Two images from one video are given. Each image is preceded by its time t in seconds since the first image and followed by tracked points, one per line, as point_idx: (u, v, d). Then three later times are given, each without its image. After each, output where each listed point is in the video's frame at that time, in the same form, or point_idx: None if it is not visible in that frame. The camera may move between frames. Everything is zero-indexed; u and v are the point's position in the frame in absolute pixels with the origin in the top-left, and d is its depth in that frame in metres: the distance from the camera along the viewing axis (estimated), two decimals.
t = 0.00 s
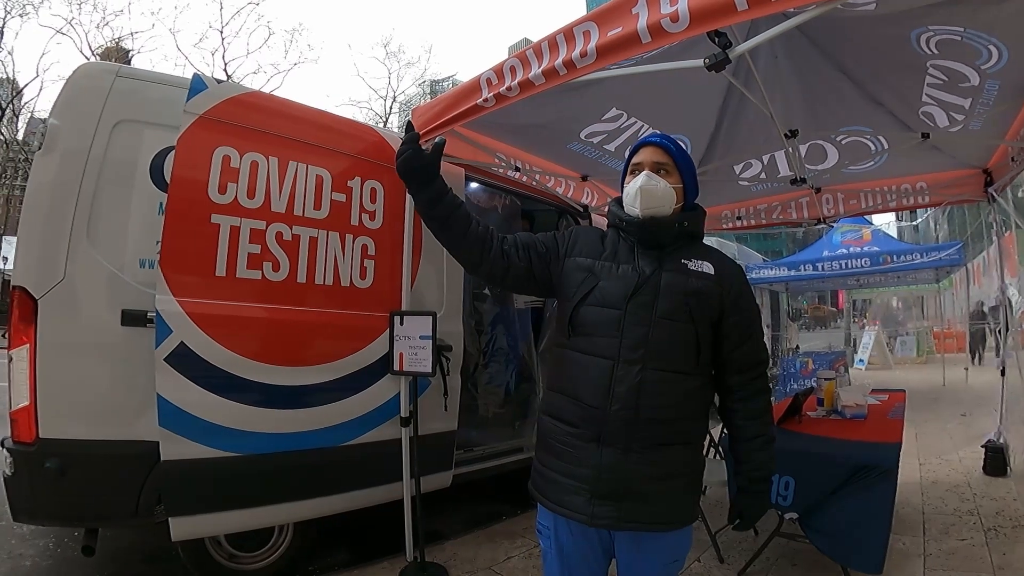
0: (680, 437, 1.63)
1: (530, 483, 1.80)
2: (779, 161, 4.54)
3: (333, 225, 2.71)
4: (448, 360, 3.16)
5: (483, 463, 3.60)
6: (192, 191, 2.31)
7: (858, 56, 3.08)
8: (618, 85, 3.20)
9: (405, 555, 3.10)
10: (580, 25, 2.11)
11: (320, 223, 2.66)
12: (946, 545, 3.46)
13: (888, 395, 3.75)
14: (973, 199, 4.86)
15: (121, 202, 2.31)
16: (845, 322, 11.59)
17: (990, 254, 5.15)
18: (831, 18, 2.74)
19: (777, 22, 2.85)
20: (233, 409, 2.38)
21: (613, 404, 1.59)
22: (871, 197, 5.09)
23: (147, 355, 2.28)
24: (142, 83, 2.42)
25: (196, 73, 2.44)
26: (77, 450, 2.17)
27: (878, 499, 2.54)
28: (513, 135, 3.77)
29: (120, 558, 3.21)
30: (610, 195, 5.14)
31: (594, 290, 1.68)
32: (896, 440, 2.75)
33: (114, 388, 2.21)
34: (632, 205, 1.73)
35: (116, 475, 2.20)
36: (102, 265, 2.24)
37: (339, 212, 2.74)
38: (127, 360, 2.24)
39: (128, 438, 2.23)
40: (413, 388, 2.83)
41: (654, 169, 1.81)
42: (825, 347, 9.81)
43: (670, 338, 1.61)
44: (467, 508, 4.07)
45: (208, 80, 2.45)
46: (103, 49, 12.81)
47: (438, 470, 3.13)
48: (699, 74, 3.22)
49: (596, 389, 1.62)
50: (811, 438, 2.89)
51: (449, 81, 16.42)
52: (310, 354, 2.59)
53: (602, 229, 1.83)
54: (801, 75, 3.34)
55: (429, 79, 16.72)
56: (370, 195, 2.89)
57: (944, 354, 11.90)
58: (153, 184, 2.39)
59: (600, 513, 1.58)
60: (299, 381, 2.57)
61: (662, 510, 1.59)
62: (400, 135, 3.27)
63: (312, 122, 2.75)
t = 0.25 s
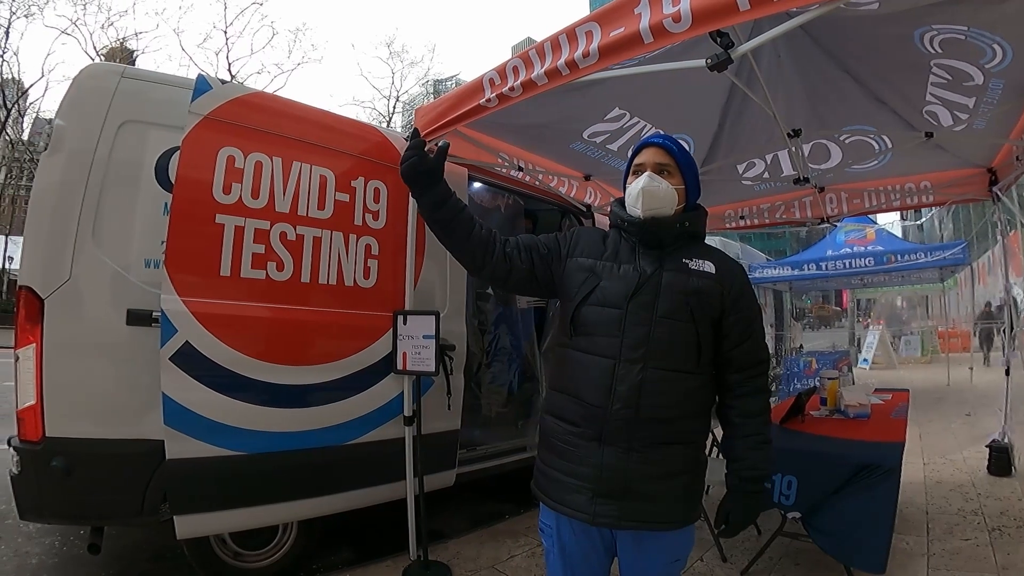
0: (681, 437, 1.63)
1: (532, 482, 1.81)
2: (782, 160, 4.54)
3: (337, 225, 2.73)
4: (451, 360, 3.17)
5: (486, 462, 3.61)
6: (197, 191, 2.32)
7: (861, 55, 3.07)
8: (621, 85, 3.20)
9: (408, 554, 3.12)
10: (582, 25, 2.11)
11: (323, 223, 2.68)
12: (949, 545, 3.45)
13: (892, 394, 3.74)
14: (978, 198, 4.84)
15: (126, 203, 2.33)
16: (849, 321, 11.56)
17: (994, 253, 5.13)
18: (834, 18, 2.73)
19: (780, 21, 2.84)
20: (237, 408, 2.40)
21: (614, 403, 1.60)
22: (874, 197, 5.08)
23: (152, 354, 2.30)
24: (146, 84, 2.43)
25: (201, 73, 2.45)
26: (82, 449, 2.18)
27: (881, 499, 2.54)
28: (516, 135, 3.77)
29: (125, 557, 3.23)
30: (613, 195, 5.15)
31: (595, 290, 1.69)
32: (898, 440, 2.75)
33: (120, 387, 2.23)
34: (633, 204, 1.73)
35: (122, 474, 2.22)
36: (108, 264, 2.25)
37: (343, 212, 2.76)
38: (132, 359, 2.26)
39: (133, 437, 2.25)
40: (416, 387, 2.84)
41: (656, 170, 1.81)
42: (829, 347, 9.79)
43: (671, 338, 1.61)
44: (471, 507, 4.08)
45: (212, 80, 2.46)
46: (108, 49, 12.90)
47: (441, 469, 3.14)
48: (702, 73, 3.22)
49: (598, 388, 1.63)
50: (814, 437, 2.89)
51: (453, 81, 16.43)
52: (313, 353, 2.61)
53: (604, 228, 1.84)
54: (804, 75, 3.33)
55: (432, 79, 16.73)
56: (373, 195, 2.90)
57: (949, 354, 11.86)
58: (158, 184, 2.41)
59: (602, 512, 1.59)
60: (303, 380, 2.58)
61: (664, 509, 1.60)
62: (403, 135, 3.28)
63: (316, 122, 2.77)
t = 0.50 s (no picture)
0: (681, 437, 1.64)
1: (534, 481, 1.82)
2: (784, 160, 4.54)
3: (339, 225, 2.73)
4: (452, 359, 3.18)
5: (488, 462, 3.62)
6: (200, 191, 2.33)
7: (863, 55, 3.07)
8: (622, 85, 3.20)
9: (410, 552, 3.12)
10: (584, 25, 2.11)
11: (325, 223, 2.69)
12: (951, 545, 3.45)
13: (894, 394, 3.72)
14: (981, 197, 4.83)
15: (129, 202, 2.34)
16: (852, 321, 11.54)
17: (997, 253, 5.12)
18: (836, 17, 2.73)
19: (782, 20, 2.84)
20: (239, 408, 2.41)
21: (614, 403, 1.61)
22: (877, 196, 5.07)
23: (155, 353, 2.31)
24: (149, 84, 2.44)
25: (203, 73, 2.46)
26: (86, 447, 2.20)
27: (882, 498, 2.54)
28: (518, 135, 3.78)
29: (128, 555, 3.24)
30: (615, 194, 5.15)
31: (595, 290, 1.70)
32: (900, 439, 2.75)
33: (123, 386, 2.24)
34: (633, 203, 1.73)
35: (125, 472, 2.23)
36: (111, 264, 2.26)
37: (345, 212, 2.76)
38: (136, 358, 2.27)
39: (136, 435, 2.26)
40: (418, 386, 2.85)
41: (657, 169, 1.82)
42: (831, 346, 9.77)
43: (671, 338, 1.62)
44: (472, 506, 4.09)
45: (215, 81, 2.47)
46: (112, 49, 12.95)
47: (442, 468, 3.15)
48: (704, 73, 3.22)
49: (598, 388, 1.63)
50: (816, 437, 2.90)
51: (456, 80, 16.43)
52: (315, 352, 2.62)
53: (605, 228, 1.84)
54: (806, 74, 3.33)
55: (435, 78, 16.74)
56: (375, 195, 2.90)
57: (952, 354, 11.84)
58: (161, 184, 2.41)
59: (602, 511, 1.60)
60: (305, 380, 2.59)
61: (664, 509, 1.60)
62: (405, 135, 3.29)
63: (318, 122, 2.77)
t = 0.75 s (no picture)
0: (682, 436, 1.64)
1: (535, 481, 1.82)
2: (785, 159, 4.53)
3: (340, 224, 2.74)
4: (453, 358, 3.18)
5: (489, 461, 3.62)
6: (202, 190, 2.34)
7: (864, 54, 3.07)
8: (623, 84, 3.20)
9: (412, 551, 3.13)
10: (585, 25, 2.12)
11: (327, 223, 2.69)
12: (952, 545, 3.45)
13: (895, 394, 3.72)
14: (982, 196, 4.83)
15: (131, 202, 2.34)
16: (853, 320, 11.53)
17: (999, 252, 5.11)
18: (837, 17, 2.73)
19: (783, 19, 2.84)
20: (241, 407, 2.41)
21: (615, 403, 1.61)
22: (878, 195, 5.07)
23: (156, 352, 2.31)
24: (151, 84, 2.44)
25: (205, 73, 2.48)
26: (88, 446, 2.20)
27: (883, 497, 2.55)
28: (519, 134, 3.78)
29: (130, 554, 3.25)
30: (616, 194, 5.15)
31: (596, 289, 1.70)
32: (900, 438, 2.76)
33: (125, 385, 2.25)
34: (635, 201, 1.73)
35: (127, 471, 2.24)
36: (113, 263, 2.27)
37: (346, 211, 2.77)
38: (138, 357, 2.28)
39: (138, 435, 2.27)
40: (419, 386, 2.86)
41: (659, 168, 1.82)
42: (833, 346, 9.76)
43: (672, 337, 1.62)
44: (474, 505, 4.09)
45: (216, 81, 2.48)
46: (114, 49, 12.98)
47: (444, 467, 3.15)
48: (705, 72, 3.22)
49: (599, 388, 1.64)
50: (817, 436, 2.90)
51: (457, 79, 16.44)
52: (317, 351, 2.62)
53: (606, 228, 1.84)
54: (808, 74, 3.33)
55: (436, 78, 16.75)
56: (376, 195, 2.91)
57: (953, 353, 11.82)
58: (162, 184, 2.41)
59: (603, 510, 1.60)
60: (306, 379, 2.60)
61: (665, 508, 1.61)
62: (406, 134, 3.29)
63: (320, 122, 2.78)
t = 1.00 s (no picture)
0: (681, 436, 1.64)
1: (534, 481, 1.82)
2: (785, 159, 4.53)
3: (340, 224, 2.74)
4: (453, 358, 3.19)
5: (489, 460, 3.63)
6: (203, 190, 2.35)
7: (864, 54, 3.07)
8: (623, 84, 3.20)
9: (412, 550, 3.14)
10: (584, 25, 2.12)
11: (327, 222, 2.70)
12: (952, 545, 3.45)
13: (895, 394, 3.72)
14: (983, 196, 4.82)
15: (132, 202, 2.35)
16: (854, 320, 11.53)
17: (1000, 252, 5.11)
18: (837, 16, 2.74)
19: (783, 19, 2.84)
20: (242, 406, 2.42)
21: (615, 403, 1.61)
22: (878, 195, 5.07)
23: (157, 352, 2.32)
24: (152, 84, 2.45)
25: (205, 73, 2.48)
26: (90, 445, 2.21)
27: (882, 497, 2.55)
28: (518, 134, 3.78)
29: (131, 553, 3.25)
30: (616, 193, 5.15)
31: (595, 289, 1.71)
32: (899, 438, 2.76)
33: (127, 385, 2.25)
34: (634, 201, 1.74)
35: (128, 470, 2.25)
36: (113, 263, 2.27)
37: (346, 211, 2.77)
38: (139, 356, 2.28)
39: (139, 434, 2.27)
40: (419, 385, 2.86)
41: (657, 167, 1.82)
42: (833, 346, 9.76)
43: (670, 337, 1.62)
44: (474, 504, 4.10)
45: (217, 81, 2.48)
46: (115, 49, 12.99)
47: (444, 466, 3.16)
48: (705, 72, 3.22)
49: (598, 388, 1.64)
50: (816, 436, 2.90)
51: (457, 78, 16.45)
52: (318, 351, 2.63)
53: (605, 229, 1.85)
54: (807, 74, 3.33)
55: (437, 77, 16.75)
56: (376, 194, 2.91)
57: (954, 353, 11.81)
58: (163, 184, 2.42)
59: (602, 510, 1.61)
60: (307, 378, 2.60)
61: (664, 507, 1.61)
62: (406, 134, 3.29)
63: (320, 122, 2.78)
